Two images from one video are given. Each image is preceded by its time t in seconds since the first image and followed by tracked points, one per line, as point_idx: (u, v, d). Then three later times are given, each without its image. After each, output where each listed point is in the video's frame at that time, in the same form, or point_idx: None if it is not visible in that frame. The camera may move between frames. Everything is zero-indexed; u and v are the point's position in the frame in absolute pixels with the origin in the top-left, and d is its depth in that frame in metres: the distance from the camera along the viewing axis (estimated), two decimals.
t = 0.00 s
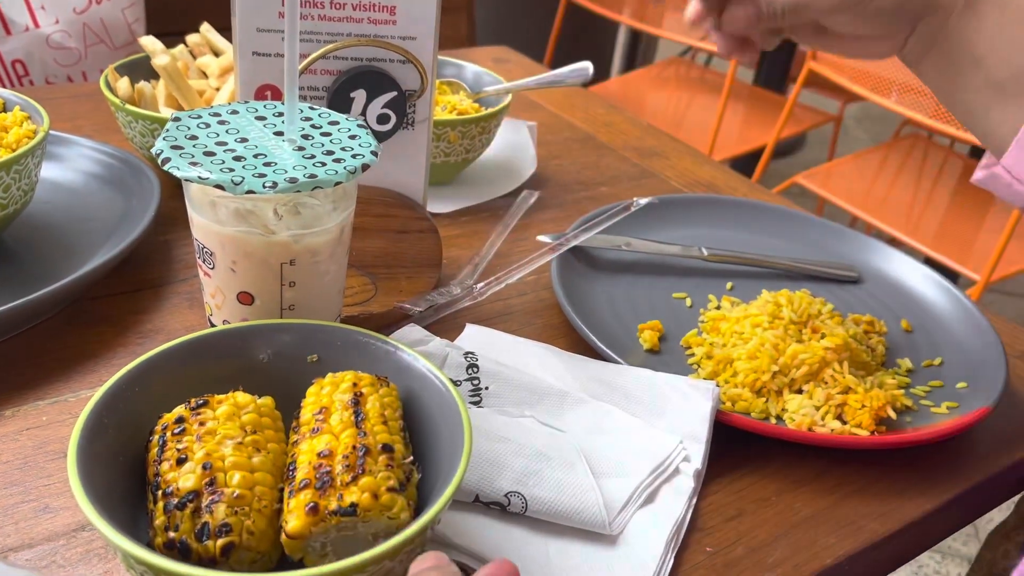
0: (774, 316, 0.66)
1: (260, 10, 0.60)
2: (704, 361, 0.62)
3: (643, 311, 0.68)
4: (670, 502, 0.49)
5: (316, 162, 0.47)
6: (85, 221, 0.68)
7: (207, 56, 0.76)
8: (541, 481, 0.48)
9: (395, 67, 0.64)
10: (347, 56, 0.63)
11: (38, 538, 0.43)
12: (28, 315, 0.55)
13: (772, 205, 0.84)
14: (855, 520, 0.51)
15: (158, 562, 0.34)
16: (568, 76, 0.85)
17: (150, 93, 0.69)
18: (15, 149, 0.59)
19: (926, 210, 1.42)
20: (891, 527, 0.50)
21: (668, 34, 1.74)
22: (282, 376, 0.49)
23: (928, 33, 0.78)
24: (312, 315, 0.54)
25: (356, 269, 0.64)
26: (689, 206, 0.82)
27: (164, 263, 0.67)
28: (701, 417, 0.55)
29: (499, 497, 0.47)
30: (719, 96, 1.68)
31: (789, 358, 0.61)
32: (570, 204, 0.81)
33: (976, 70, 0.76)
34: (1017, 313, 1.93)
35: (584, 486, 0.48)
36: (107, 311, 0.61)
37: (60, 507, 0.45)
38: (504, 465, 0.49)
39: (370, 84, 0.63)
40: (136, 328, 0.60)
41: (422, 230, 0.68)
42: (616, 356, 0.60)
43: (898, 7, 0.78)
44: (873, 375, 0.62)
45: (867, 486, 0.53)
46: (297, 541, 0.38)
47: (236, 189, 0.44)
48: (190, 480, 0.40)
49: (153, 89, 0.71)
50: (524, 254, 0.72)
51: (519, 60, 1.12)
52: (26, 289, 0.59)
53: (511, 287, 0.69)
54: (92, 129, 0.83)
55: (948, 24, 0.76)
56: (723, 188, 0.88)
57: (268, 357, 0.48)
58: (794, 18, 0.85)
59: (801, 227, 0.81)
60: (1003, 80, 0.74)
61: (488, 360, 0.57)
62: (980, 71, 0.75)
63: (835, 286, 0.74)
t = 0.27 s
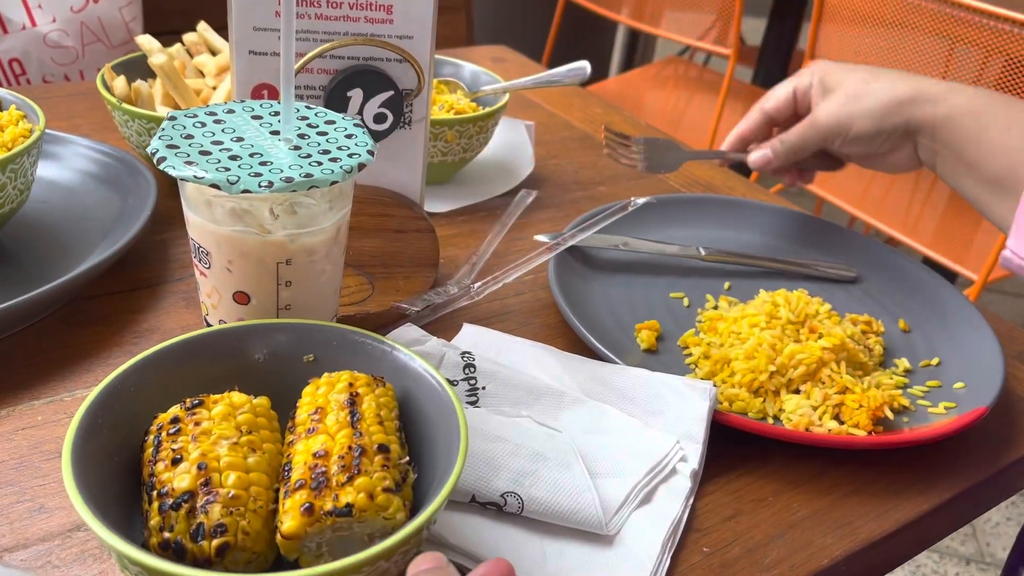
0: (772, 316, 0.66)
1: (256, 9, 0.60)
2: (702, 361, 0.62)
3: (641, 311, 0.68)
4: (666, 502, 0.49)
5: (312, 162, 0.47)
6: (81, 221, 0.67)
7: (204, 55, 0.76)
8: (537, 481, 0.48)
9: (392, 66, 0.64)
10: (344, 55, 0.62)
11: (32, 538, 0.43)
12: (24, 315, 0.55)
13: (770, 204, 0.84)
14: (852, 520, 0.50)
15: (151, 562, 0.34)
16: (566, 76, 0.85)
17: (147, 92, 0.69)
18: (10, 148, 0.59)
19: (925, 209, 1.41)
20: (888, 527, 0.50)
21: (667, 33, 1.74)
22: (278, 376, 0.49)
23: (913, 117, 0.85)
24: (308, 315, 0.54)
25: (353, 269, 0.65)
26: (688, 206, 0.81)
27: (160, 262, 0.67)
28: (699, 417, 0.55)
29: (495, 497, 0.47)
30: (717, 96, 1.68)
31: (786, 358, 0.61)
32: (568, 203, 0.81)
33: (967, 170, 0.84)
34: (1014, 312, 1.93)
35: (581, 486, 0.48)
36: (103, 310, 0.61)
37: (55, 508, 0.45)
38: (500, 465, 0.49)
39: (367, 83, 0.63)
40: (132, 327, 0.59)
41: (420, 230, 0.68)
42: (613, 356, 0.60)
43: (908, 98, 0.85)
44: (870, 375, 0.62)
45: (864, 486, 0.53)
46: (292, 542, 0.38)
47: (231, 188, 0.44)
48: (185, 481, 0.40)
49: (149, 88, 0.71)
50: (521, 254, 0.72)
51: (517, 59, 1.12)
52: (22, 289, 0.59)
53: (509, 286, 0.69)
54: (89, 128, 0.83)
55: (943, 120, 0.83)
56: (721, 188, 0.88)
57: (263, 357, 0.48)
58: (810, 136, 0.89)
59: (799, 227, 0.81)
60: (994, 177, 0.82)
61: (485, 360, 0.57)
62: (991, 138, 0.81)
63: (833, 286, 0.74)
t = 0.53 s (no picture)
0: (771, 315, 0.66)
1: (256, 8, 0.60)
2: (701, 361, 0.62)
3: (640, 311, 0.68)
4: (666, 502, 0.49)
5: (312, 161, 0.47)
6: (80, 220, 0.67)
7: (203, 54, 0.76)
8: (537, 481, 0.48)
9: (392, 65, 0.64)
10: (344, 54, 0.62)
11: (32, 537, 0.43)
12: (23, 314, 0.55)
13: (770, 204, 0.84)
14: (851, 520, 0.50)
15: (150, 561, 0.34)
16: (566, 75, 0.85)
17: (146, 91, 0.69)
18: (9, 147, 0.59)
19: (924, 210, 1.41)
20: (887, 527, 0.50)
21: (666, 33, 1.74)
22: (278, 375, 0.49)
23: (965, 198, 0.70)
24: (308, 314, 0.54)
25: (352, 267, 0.64)
26: (689, 206, 0.81)
27: (160, 261, 0.67)
28: (699, 416, 0.55)
29: (495, 497, 0.47)
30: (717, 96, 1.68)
31: (786, 358, 0.61)
32: (567, 203, 0.81)
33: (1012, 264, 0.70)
34: (1013, 312, 1.94)
35: (581, 486, 0.48)
36: (103, 309, 0.61)
37: (54, 507, 0.45)
38: (499, 465, 0.49)
39: (367, 82, 0.63)
40: (132, 326, 0.59)
41: (420, 229, 0.68)
42: (613, 356, 0.60)
43: (942, 187, 0.71)
44: (870, 375, 0.62)
45: (863, 486, 0.53)
46: (292, 541, 0.38)
47: (231, 188, 0.44)
48: (184, 480, 0.40)
49: (149, 87, 0.71)
50: (520, 254, 0.72)
51: (516, 59, 1.12)
52: (21, 288, 0.59)
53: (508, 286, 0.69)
54: (88, 127, 0.83)
55: (983, 212, 0.69)
56: (720, 187, 0.88)
57: (263, 356, 0.48)
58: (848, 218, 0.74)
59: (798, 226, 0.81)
60: None
61: (485, 360, 0.57)
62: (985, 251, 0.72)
63: (833, 286, 0.74)
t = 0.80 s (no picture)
0: (773, 316, 0.66)
1: (257, 8, 0.60)
2: (703, 361, 0.62)
3: (642, 311, 0.68)
4: (668, 503, 0.49)
5: (314, 161, 0.47)
6: (81, 220, 0.67)
7: (204, 53, 0.76)
8: (539, 482, 0.48)
9: (393, 65, 0.64)
10: (345, 54, 0.62)
11: (33, 538, 0.43)
12: (25, 313, 0.55)
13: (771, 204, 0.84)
14: (853, 521, 0.50)
15: (151, 562, 0.34)
16: (567, 75, 0.85)
17: (147, 91, 0.69)
18: (10, 147, 0.59)
19: (925, 210, 1.41)
20: (889, 528, 0.50)
21: (666, 33, 1.74)
22: (280, 376, 0.49)
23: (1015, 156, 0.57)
24: (310, 314, 0.54)
25: (353, 267, 0.64)
26: (690, 206, 0.81)
27: (161, 261, 0.67)
28: (701, 417, 0.55)
29: (497, 497, 0.47)
30: (717, 96, 1.68)
31: (788, 358, 0.61)
32: (568, 203, 0.81)
33: (1003, 228, 0.61)
34: (1014, 312, 1.94)
35: (583, 487, 0.48)
36: (104, 309, 0.61)
37: (55, 507, 0.45)
38: (501, 465, 0.49)
39: (368, 82, 0.63)
40: (133, 326, 0.59)
41: (422, 230, 0.68)
42: (614, 356, 0.60)
43: (948, 137, 0.57)
44: (871, 375, 0.62)
45: (865, 487, 0.53)
46: (294, 542, 0.38)
47: (233, 188, 0.44)
48: (186, 481, 0.40)
49: (150, 87, 0.70)
50: (521, 254, 0.72)
51: (517, 58, 1.12)
52: (21, 288, 0.59)
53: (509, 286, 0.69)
54: (89, 126, 0.83)
55: (987, 172, 0.58)
56: (721, 187, 0.88)
57: (265, 357, 0.48)
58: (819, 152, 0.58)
59: (800, 227, 0.81)
60: None
61: (486, 360, 0.57)
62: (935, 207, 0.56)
63: (835, 286, 0.74)
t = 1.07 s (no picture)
0: (773, 314, 0.66)
1: (258, 5, 0.60)
2: (704, 360, 0.62)
3: (642, 309, 0.68)
4: (669, 500, 0.49)
5: (315, 158, 0.47)
6: (81, 217, 0.67)
7: (204, 52, 0.76)
8: (540, 479, 0.48)
9: (394, 63, 0.64)
10: (346, 52, 0.62)
11: (34, 535, 0.43)
12: (25, 311, 0.55)
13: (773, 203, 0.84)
14: (854, 519, 0.50)
15: (151, 558, 0.34)
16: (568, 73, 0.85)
17: (148, 89, 0.69)
18: (11, 144, 0.59)
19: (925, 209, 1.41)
20: (890, 526, 0.50)
21: (666, 32, 1.74)
22: (280, 373, 0.49)
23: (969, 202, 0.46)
24: (311, 312, 0.54)
25: (354, 265, 0.64)
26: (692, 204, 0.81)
27: (161, 259, 0.67)
28: (701, 415, 0.55)
29: (498, 495, 0.47)
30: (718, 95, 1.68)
31: (788, 356, 0.61)
32: (568, 201, 0.81)
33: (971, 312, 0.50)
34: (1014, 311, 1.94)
35: (583, 485, 0.48)
36: (104, 307, 0.61)
37: (56, 504, 0.45)
38: (502, 463, 0.49)
39: (369, 79, 0.63)
40: (133, 324, 0.59)
41: (422, 228, 0.68)
42: (615, 354, 0.60)
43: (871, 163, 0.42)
44: (872, 373, 0.62)
45: (865, 485, 0.53)
46: (294, 540, 0.38)
47: (234, 185, 0.44)
48: (186, 478, 0.40)
49: (150, 85, 0.70)
50: (522, 252, 0.72)
51: (517, 57, 1.12)
52: (22, 286, 0.59)
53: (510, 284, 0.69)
54: (89, 125, 0.83)
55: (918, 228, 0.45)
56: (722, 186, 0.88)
57: (264, 354, 0.48)
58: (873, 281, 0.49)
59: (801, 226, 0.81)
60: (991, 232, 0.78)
61: (487, 358, 0.57)
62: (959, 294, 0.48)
63: (835, 285, 0.74)
